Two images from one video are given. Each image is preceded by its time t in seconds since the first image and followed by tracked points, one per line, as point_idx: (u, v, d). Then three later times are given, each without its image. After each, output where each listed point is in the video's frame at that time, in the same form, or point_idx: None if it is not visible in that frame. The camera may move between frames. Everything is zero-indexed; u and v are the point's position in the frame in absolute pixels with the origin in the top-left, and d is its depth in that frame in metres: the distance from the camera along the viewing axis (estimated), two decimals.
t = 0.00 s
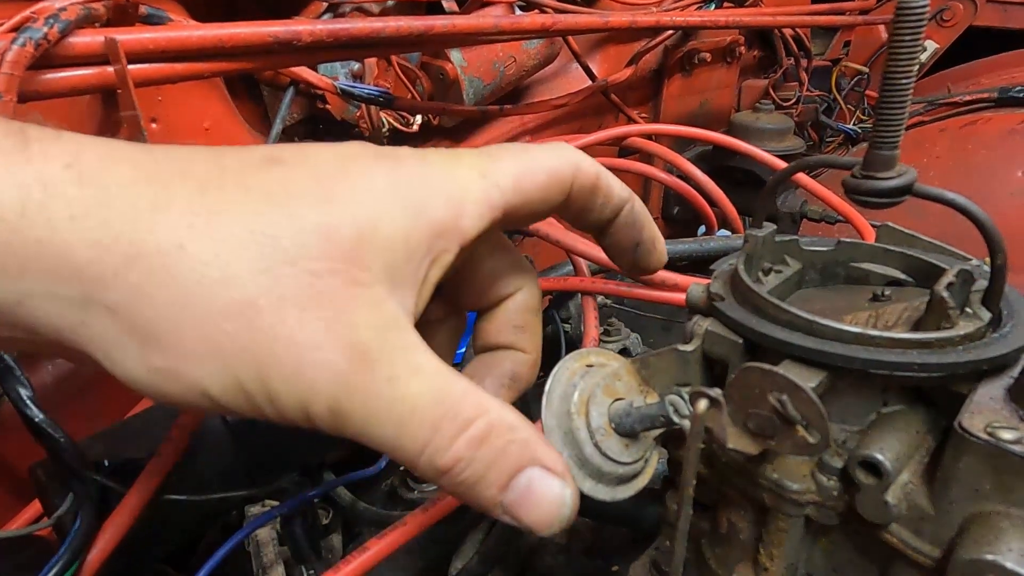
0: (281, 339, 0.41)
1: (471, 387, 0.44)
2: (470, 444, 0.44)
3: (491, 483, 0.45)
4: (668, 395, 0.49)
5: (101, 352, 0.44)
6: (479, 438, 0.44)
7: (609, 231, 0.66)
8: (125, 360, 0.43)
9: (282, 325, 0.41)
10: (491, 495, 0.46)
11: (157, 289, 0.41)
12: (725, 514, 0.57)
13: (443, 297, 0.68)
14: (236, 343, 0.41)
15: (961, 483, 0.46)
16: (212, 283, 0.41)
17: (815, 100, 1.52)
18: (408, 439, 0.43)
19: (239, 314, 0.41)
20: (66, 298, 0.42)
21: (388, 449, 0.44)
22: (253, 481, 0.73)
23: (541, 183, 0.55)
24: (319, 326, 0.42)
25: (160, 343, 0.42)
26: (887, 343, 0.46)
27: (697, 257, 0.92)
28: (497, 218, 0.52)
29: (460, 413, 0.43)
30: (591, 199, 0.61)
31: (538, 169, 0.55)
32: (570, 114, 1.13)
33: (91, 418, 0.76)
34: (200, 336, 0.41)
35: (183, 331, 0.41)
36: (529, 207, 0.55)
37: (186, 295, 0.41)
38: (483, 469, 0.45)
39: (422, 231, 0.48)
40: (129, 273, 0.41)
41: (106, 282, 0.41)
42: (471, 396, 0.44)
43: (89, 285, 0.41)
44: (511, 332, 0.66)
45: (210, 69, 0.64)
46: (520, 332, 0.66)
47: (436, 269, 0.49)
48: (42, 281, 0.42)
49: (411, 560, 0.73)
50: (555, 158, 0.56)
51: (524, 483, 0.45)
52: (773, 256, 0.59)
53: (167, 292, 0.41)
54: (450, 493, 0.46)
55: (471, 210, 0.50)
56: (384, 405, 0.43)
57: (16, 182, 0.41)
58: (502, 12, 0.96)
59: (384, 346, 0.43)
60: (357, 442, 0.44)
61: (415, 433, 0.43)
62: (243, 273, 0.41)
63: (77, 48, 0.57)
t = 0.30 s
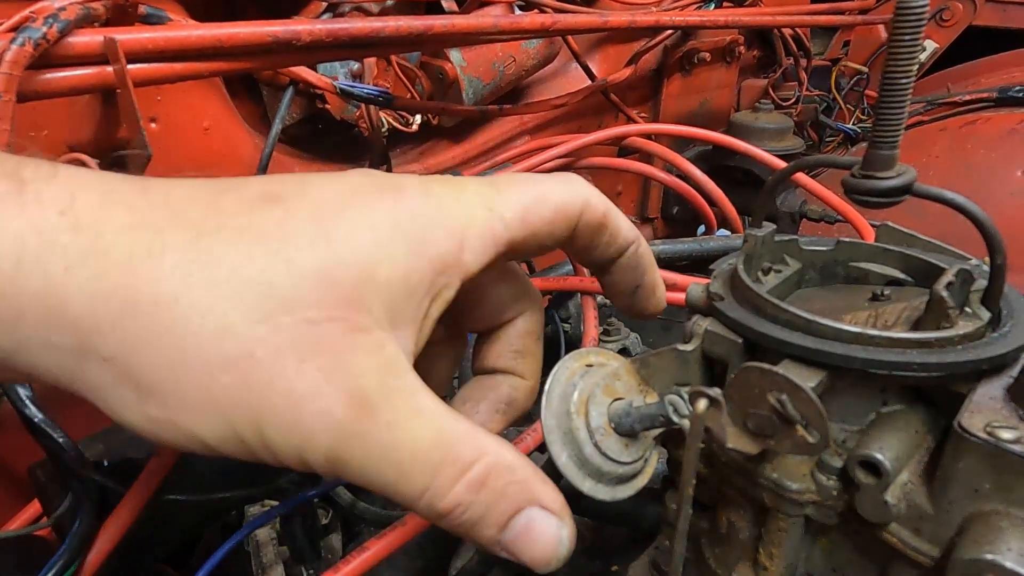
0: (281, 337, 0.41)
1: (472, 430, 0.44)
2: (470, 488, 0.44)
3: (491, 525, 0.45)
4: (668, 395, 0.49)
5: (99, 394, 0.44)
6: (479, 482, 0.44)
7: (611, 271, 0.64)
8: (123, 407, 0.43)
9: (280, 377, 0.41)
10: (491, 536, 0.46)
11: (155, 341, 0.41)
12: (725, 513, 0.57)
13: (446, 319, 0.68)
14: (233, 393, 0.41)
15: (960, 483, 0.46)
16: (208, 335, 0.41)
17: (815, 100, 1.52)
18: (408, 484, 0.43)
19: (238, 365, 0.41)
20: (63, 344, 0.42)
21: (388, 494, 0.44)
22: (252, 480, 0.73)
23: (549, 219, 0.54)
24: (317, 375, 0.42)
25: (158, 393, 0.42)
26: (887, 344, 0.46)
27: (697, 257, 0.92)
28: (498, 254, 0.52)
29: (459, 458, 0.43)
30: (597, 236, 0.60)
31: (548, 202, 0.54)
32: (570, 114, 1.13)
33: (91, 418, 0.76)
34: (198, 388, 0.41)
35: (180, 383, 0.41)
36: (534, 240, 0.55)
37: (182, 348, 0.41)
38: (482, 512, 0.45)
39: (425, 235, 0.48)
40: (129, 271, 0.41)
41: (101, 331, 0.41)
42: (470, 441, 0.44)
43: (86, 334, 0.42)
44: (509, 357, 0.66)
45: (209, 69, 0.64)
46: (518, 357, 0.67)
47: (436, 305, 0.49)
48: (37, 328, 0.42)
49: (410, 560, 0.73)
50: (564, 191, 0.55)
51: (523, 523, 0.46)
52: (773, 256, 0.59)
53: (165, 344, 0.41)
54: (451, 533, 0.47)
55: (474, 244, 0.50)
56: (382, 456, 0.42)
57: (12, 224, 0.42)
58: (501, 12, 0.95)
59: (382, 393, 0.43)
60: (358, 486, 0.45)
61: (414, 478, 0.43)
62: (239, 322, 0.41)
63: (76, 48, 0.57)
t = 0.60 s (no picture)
0: (280, 338, 0.41)
1: (475, 448, 0.45)
2: (478, 508, 0.45)
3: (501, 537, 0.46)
4: (667, 395, 0.49)
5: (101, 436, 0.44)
6: (486, 501, 0.45)
7: (609, 296, 0.64)
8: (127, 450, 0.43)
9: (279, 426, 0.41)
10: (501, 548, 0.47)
11: (153, 388, 0.41)
12: (724, 514, 0.57)
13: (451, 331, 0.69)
14: (237, 438, 0.41)
15: (958, 483, 0.46)
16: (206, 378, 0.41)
17: (815, 100, 1.51)
18: (416, 509, 0.44)
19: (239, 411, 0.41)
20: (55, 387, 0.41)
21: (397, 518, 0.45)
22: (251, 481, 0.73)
23: (553, 239, 0.55)
24: (319, 411, 0.42)
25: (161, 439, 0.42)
26: (886, 343, 0.46)
27: (696, 257, 0.92)
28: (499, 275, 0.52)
29: (464, 480, 0.44)
30: (598, 259, 0.60)
31: (553, 221, 0.55)
32: (570, 114, 1.13)
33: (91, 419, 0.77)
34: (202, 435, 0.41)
35: (182, 428, 0.41)
36: (536, 259, 0.55)
37: (183, 394, 0.41)
38: (491, 528, 0.46)
39: (424, 235, 0.47)
40: (129, 270, 0.41)
41: (97, 376, 0.41)
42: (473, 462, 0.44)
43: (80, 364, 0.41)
44: (508, 368, 0.67)
45: (208, 69, 0.64)
46: (517, 368, 0.67)
47: (436, 327, 0.49)
48: (32, 376, 0.41)
49: (410, 560, 0.73)
50: (571, 211, 0.56)
51: (532, 535, 0.46)
52: (772, 256, 0.59)
53: (164, 391, 0.41)
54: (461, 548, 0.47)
55: (474, 268, 0.50)
56: (388, 488, 0.43)
57: (1, 269, 0.40)
58: (501, 12, 0.95)
59: (385, 426, 0.43)
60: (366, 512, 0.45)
61: (422, 503, 0.44)
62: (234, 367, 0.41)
63: (76, 48, 0.57)
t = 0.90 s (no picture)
0: (278, 338, 0.41)
1: (480, 427, 0.47)
2: (486, 483, 0.46)
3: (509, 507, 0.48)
4: (666, 397, 0.49)
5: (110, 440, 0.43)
6: (494, 475, 0.47)
7: (604, 317, 0.64)
8: (138, 450, 0.43)
9: (294, 413, 0.42)
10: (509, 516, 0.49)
11: (161, 391, 0.41)
12: (722, 514, 0.57)
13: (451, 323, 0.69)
14: (253, 431, 0.42)
15: (956, 483, 0.46)
16: (215, 379, 0.41)
17: (813, 100, 1.52)
18: (429, 489, 0.45)
19: (253, 404, 0.41)
20: (55, 391, 0.41)
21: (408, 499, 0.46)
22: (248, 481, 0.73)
23: (555, 252, 0.55)
24: (327, 407, 0.42)
25: (176, 439, 0.42)
26: (884, 343, 0.46)
27: (695, 257, 0.93)
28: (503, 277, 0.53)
29: (472, 459, 0.46)
30: (598, 280, 0.60)
31: (556, 235, 0.55)
32: (568, 114, 1.13)
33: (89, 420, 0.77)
34: (219, 432, 0.42)
35: (197, 425, 0.41)
36: (535, 270, 0.55)
37: (190, 397, 0.41)
38: (499, 501, 0.47)
39: (422, 232, 0.48)
40: (130, 273, 0.41)
41: (98, 379, 0.41)
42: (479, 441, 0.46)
43: (75, 373, 0.40)
44: (510, 356, 0.67)
45: (206, 69, 0.64)
46: (518, 356, 0.67)
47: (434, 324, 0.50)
48: (25, 377, 0.41)
49: (408, 561, 0.73)
50: (575, 224, 0.56)
51: (537, 500, 0.48)
52: (770, 256, 0.59)
53: (172, 394, 0.41)
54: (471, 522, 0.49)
55: (472, 266, 0.50)
56: (401, 471, 0.44)
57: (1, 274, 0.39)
58: (499, 13, 0.96)
59: (394, 413, 0.44)
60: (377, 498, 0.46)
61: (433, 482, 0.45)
62: (242, 367, 0.41)
63: (74, 48, 0.57)
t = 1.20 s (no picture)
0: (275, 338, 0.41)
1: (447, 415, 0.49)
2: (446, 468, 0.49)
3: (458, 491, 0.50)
4: (663, 395, 0.49)
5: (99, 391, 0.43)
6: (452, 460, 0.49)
7: (569, 309, 0.65)
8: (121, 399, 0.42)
9: (286, 386, 0.42)
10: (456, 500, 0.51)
11: (164, 345, 0.40)
12: (720, 513, 0.57)
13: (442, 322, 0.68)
14: (243, 394, 0.42)
15: (952, 483, 0.46)
16: (216, 341, 0.41)
17: (811, 99, 1.52)
18: (394, 471, 0.47)
19: (243, 370, 0.41)
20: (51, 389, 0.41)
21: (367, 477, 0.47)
22: (245, 482, 0.73)
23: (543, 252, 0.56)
24: (320, 382, 0.43)
25: (165, 394, 0.42)
26: (880, 343, 0.46)
27: (692, 257, 0.93)
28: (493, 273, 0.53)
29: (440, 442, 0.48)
30: (563, 279, 0.60)
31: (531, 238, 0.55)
32: (565, 114, 1.13)
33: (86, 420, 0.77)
34: (210, 389, 0.41)
35: (189, 382, 0.41)
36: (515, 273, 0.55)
37: (194, 354, 0.41)
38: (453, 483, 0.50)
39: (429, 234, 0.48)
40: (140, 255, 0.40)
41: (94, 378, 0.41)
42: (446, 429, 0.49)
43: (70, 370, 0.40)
44: (508, 350, 0.67)
45: (203, 69, 0.64)
46: (513, 348, 0.67)
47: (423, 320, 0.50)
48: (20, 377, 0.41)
49: (406, 561, 0.73)
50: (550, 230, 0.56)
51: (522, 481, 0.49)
52: (767, 256, 0.59)
53: (175, 347, 0.40)
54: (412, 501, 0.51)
55: (467, 270, 0.50)
56: (381, 450, 0.45)
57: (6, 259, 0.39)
58: (497, 12, 0.96)
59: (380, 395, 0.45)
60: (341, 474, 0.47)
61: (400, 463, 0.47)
62: (239, 336, 0.41)
63: (70, 48, 0.57)
